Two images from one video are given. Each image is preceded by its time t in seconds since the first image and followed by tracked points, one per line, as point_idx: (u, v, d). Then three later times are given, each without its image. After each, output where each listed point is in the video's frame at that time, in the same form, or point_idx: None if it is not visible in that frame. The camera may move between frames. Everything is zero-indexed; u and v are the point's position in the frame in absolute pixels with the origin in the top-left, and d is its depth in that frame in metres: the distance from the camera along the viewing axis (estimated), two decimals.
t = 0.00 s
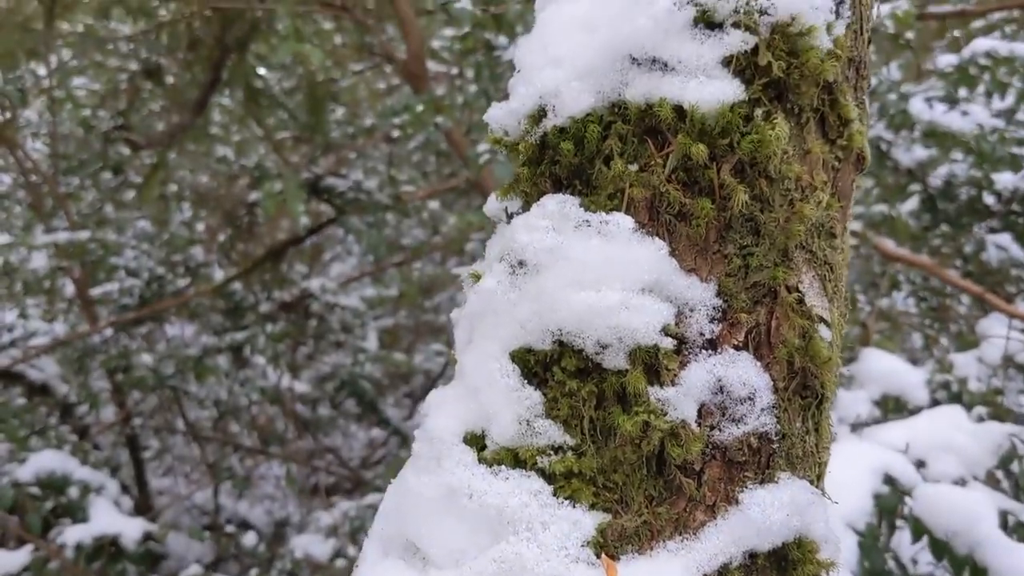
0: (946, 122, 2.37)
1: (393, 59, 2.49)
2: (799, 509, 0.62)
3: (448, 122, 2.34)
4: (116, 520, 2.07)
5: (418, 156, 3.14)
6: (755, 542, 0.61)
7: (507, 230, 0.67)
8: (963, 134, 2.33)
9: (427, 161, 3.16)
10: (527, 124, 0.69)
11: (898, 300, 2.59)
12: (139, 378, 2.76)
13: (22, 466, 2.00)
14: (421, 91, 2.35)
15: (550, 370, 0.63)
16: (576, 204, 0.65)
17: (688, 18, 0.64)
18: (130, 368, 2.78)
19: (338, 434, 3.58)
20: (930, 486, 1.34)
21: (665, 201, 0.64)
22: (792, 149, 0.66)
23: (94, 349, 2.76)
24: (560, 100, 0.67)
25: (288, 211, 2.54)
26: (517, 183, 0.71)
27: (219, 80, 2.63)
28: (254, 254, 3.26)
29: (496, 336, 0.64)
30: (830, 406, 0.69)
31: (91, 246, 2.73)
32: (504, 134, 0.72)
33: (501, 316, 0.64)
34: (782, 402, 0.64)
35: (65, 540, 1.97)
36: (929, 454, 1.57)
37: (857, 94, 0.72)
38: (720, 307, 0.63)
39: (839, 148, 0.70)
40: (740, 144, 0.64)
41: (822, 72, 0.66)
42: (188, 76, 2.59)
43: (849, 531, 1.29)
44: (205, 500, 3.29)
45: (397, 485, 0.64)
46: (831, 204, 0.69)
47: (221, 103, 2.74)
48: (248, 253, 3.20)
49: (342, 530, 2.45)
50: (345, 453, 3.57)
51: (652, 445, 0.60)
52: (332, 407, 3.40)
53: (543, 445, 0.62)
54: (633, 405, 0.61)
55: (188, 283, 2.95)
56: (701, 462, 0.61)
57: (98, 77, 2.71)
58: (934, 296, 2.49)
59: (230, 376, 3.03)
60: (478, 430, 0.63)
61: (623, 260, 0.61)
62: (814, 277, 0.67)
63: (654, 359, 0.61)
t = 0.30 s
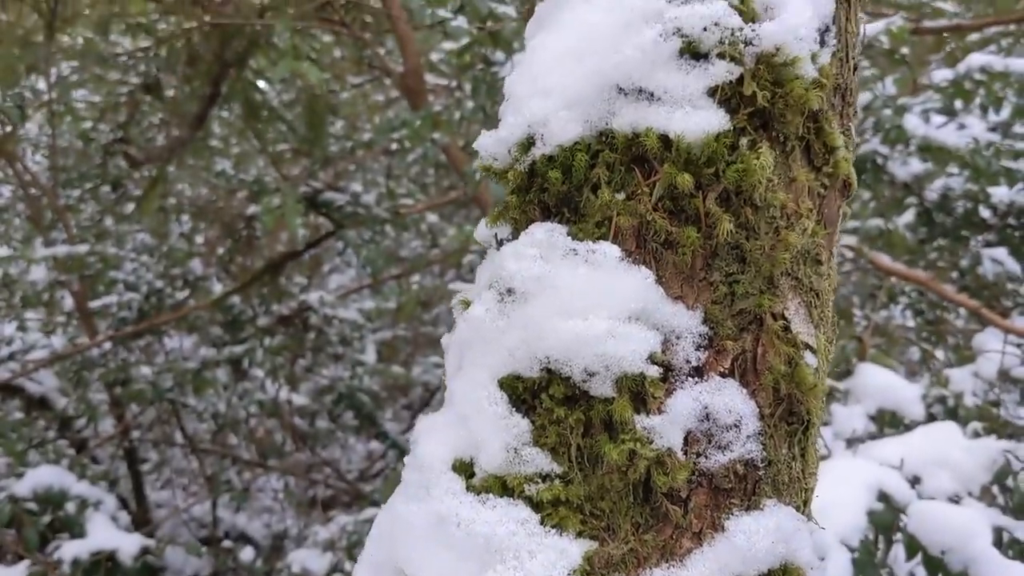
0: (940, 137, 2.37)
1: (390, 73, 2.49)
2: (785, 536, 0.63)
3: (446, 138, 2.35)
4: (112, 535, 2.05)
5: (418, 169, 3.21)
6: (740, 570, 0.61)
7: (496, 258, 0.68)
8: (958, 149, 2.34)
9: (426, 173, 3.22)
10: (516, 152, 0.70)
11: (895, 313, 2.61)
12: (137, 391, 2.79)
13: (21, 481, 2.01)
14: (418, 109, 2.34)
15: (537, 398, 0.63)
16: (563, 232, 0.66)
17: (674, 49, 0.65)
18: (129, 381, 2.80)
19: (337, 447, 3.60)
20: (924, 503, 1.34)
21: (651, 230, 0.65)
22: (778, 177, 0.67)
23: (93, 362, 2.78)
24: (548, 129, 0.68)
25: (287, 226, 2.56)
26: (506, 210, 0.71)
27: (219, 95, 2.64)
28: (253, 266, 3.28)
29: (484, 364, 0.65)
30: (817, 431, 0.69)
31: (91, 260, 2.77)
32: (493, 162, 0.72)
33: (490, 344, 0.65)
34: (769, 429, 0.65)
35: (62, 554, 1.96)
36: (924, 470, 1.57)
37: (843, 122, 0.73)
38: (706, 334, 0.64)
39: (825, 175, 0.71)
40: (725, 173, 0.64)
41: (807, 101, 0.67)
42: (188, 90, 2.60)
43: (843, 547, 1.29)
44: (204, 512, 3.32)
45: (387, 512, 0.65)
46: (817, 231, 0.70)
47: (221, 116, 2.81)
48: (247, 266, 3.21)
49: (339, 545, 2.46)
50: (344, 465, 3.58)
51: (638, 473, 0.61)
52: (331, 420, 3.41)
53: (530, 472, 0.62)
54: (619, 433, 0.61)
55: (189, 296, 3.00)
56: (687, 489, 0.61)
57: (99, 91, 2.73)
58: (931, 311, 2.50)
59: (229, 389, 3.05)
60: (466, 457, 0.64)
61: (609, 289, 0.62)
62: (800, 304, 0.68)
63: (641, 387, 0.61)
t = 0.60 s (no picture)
0: (935, 166, 2.39)
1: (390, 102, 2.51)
2: None
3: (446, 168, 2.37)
4: (112, 566, 2.04)
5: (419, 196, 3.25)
6: None
7: (497, 309, 0.69)
8: (954, 179, 2.35)
9: (427, 200, 3.26)
10: (517, 203, 0.71)
11: (894, 340, 2.62)
12: (138, 419, 2.80)
13: (20, 512, 2.00)
14: (420, 139, 2.39)
15: (540, 447, 0.64)
16: (564, 283, 0.67)
17: (672, 103, 0.67)
18: (130, 409, 2.82)
19: (337, 473, 3.60)
20: (925, 536, 1.35)
21: (651, 281, 0.66)
22: (775, 228, 0.68)
23: (93, 390, 2.79)
24: (549, 181, 0.69)
25: (288, 256, 2.57)
26: (508, 259, 0.73)
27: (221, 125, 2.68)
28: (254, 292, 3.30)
29: (487, 414, 0.66)
30: (815, 477, 0.70)
31: (92, 288, 2.79)
32: (495, 213, 0.73)
33: (492, 394, 0.66)
34: (768, 477, 0.66)
35: None
36: (924, 502, 1.57)
37: (838, 171, 0.75)
38: (706, 384, 0.64)
39: (821, 225, 0.72)
40: (723, 225, 0.65)
41: (802, 154, 0.68)
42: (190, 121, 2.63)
43: None
44: (204, 539, 3.37)
45: (389, 561, 0.66)
46: (814, 280, 0.71)
47: (223, 145, 2.83)
48: (248, 292, 3.22)
49: None
50: (344, 491, 3.59)
51: (639, 523, 0.61)
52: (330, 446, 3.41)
53: (533, 523, 0.63)
54: (621, 484, 0.62)
55: (190, 324, 3.05)
56: (688, 538, 0.62)
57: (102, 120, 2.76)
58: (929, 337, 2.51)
59: (229, 416, 3.10)
60: (469, 506, 0.64)
61: (609, 341, 0.63)
62: (798, 352, 0.69)
63: (642, 438, 0.62)
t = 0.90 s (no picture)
0: (935, 199, 2.40)
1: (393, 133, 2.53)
2: None
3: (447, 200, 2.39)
4: None
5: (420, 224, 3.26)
6: None
7: (509, 365, 0.69)
8: (955, 212, 2.37)
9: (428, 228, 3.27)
10: (526, 259, 0.71)
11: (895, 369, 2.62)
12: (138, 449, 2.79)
13: (20, 546, 1.99)
14: (423, 171, 2.41)
15: (551, 505, 0.64)
16: (574, 340, 0.68)
17: (681, 161, 0.67)
18: (130, 439, 2.81)
19: (337, 501, 3.59)
20: None
21: (661, 338, 0.66)
22: (784, 283, 0.68)
23: (93, 420, 2.79)
24: (559, 238, 0.69)
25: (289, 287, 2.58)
26: (517, 313, 0.73)
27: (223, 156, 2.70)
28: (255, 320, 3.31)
29: (498, 472, 0.66)
30: (825, 532, 0.70)
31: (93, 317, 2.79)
32: (504, 267, 0.74)
33: (503, 451, 0.66)
34: (779, 535, 0.66)
35: None
36: (928, 538, 1.56)
37: (844, 225, 0.75)
38: (716, 442, 0.64)
39: (829, 278, 0.72)
40: (732, 282, 0.66)
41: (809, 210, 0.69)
42: (191, 153, 2.65)
43: None
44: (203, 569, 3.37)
45: None
46: (822, 334, 0.71)
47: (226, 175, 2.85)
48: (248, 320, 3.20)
49: None
50: (344, 520, 3.57)
51: None
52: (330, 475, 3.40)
53: None
54: (632, 544, 0.62)
55: (191, 353, 3.05)
56: None
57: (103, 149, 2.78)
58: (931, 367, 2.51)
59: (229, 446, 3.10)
60: (480, 565, 0.65)
61: (620, 400, 0.63)
62: (807, 407, 0.69)
63: (653, 498, 0.62)
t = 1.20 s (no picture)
0: (934, 228, 2.40)
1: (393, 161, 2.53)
2: None
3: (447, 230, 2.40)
4: None
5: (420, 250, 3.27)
6: None
7: (513, 416, 0.69)
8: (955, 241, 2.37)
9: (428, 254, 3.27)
10: (530, 309, 0.71)
11: (897, 397, 2.61)
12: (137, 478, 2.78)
13: None
14: (423, 200, 2.42)
15: (555, 559, 0.64)
16: (578, 392, 0.67)
17: (684, 213, 0.67)
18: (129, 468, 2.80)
19: (336, 528, 3.57)
20: None
21: (665, 391, 0.66)
22: (787, 334, 0.68)
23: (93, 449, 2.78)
24: (562, 289, 0.70)
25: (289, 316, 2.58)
26: (521, 362, 0.73)
27: (224, 185, 2.72)
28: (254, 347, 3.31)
29: (502, 525, 0.66)
30: None
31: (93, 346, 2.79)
32: (508, 317, 0.74)
33: (508, 505, 0.66)
34: None
35: None
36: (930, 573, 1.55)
37: (846, 273, 0.75)
38: (721, 495, 0.64)
39: (832, 327, 0.72)
40: (736, 334, 0.66)
41: (812, 262, 0.69)
42: (191, 182, 2.68)
43: None
44: None
45: None
46: (825, 384, 0.71)
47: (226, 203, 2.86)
48: (248, 347, 3.18)
49: None
50: (343, 547, 3.56)
51: None
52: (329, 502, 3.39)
53: None
54: None
55: (190, 380, 3.05)
56: None
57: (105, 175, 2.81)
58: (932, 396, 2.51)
59: (229, 474, 3.09)
60: None
61: (624, 453, 0.63)
62: (811, 459, 0.69)
63: (658, 553, 0.62)
